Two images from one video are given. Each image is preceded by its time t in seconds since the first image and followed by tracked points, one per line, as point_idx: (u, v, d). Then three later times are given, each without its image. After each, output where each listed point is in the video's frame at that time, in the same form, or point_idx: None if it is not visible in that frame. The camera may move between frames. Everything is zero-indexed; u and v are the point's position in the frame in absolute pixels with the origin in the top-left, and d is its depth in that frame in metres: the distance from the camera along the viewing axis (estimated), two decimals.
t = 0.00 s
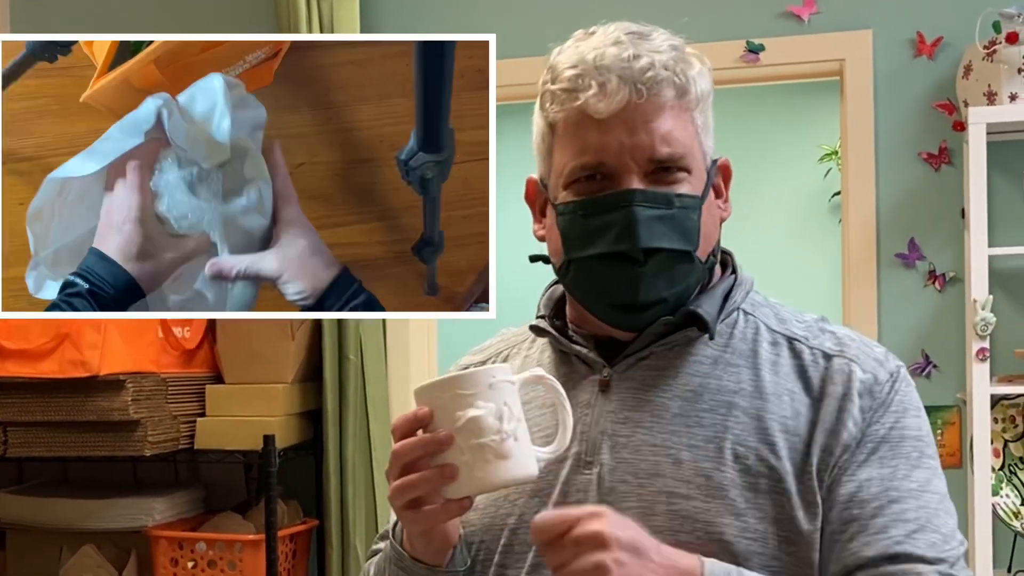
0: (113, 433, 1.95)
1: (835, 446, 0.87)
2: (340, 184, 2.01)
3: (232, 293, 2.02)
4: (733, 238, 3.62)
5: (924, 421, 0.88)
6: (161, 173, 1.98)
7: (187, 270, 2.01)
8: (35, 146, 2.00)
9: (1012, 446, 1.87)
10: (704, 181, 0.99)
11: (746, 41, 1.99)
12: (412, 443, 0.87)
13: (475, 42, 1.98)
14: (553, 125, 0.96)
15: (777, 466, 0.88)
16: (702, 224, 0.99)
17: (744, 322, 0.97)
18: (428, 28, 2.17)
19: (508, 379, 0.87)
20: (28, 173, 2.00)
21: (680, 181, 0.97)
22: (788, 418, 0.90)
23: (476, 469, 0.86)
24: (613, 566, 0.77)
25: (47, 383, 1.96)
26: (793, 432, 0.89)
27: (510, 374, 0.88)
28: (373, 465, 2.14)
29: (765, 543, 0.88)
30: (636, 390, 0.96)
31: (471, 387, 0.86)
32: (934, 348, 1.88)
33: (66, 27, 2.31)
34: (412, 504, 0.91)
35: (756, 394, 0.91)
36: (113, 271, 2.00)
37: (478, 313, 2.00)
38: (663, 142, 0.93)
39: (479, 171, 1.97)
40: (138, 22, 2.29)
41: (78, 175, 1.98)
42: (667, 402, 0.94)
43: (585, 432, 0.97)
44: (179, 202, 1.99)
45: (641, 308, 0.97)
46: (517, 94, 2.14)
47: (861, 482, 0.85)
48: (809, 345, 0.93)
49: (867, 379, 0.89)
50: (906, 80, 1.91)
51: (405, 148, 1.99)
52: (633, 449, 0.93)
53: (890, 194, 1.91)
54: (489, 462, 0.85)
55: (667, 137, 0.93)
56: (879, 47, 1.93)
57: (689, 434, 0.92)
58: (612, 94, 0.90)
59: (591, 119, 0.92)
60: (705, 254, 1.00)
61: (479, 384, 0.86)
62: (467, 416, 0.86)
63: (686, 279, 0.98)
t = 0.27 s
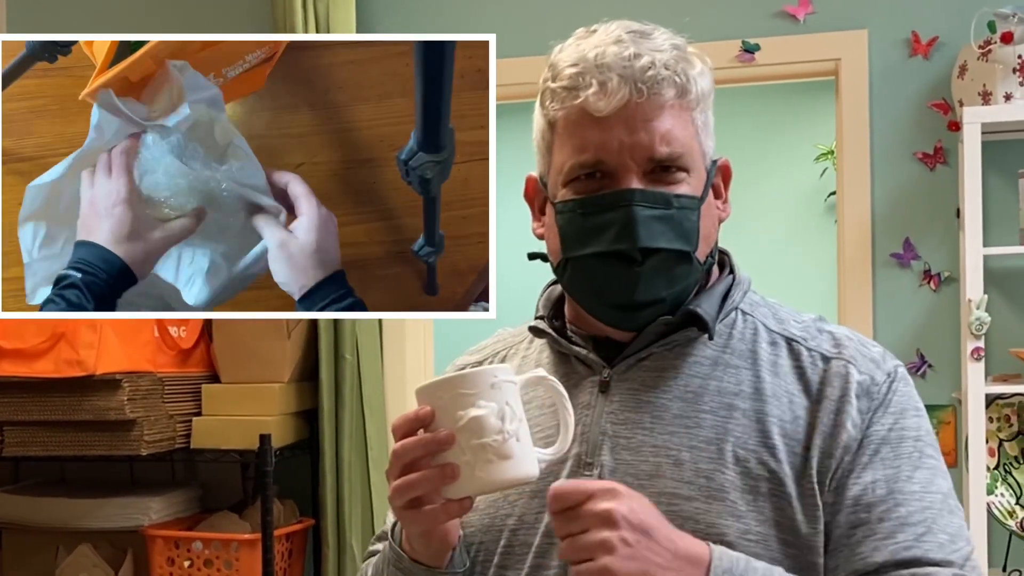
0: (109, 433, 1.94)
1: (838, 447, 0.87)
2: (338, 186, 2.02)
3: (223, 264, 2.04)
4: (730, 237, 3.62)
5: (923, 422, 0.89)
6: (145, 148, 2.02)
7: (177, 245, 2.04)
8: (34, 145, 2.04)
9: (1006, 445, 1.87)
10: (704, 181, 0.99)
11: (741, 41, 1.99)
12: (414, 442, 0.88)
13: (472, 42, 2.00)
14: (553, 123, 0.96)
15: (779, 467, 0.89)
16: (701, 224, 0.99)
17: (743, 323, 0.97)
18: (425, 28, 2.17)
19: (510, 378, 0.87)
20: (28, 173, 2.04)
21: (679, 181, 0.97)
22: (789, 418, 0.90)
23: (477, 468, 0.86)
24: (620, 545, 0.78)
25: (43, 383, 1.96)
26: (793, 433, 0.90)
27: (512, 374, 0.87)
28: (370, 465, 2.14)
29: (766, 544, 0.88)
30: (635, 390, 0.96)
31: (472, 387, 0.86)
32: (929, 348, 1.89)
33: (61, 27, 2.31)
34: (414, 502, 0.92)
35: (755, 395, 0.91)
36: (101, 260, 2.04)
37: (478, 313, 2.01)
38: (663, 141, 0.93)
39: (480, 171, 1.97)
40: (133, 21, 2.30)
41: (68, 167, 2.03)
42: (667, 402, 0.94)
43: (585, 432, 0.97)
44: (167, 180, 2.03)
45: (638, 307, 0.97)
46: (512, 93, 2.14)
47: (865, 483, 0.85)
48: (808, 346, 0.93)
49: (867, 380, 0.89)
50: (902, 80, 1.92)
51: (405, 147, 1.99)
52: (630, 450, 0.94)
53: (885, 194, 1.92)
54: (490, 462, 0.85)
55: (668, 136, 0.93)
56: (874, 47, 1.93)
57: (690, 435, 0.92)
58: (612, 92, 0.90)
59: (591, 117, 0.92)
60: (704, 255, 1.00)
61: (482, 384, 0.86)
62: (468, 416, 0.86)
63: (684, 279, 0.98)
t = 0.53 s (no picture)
0: (105, 433, 1.94)
1: (841, 446, 0.86)
2: (338, 185, 2.01)
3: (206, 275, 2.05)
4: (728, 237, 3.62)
5: (927, 423, 0.89)
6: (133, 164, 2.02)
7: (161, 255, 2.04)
8: (34, 146, 2.03)
9: (1002, 445, 1.88)
10: (703, 177, 0.99)
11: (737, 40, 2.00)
12: (408, 441, 0.88)
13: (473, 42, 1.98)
14: (551, 118, 0.96)
15: (781, 466, 0.88)
16: (700, 219, 0.98)
17: (744, 321, 0.97)
18: (423, 28, 2.17)
19: (505, 377, 0.87)
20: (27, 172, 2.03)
21: (677, 175, 0.96)
22: (792, 417, 0.90)
23: (471, 467, 0.86)
24: (623, 563, 0.78)
25: (38, 382, 1.95)
26: (796, 432, 0.89)
27: (507, 373, 0.87)
28: (366, 464, 2.14)
29: (767, 543, 0.88)
30: (635, 388, 0.96)
31: (466, 386, 0.86)
32: (924, 348, 1.89)
33: (56, 25, 2.31)
34: (410, 501, 0.92)
35: (758, 393, 0.91)
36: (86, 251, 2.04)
37: (478, 313, 2.01)
38: (661, 136, 0.93)
39: (479, 171, 1.97)
40: (127, 19, 2.29)
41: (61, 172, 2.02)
42: (667, 400, 0.94)
43: (584, 430, 0.97)
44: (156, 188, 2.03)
45: (636, 301, 0.96)
46: (509, 93, 2.14)
47: (870, 483, 0.85)
48: (811, 344, 0.93)
49: (870, 379, 0.89)
50: (898, 80, 1.92)
51: (405, 147, 1.98)
52: (629, 447, 0.94)
53: (881, 194, 1.92)
54: (484, 461, 0.85)
55: (666, 131, 0.92)
56: (870, 47, 1.93)
57: (691, 433, 0.92)
58: (610, 87, 0.90)
59: (590, 111, 0.92)
60: (704, 250, 1.00)
61: (475, 382, 0.86)
62: (462, 414, 0.86)
63: (683, 273, 0.97)
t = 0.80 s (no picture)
0: (103, 432, 1.94)
1: (843, 443, 0.86)
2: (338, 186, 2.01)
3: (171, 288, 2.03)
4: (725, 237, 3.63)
5: (934, 419, 0.88)
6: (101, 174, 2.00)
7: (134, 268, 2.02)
8: (34, 145, 2.01)
9: (999, 445, 1.88)
10: (700, 175, 0.98)
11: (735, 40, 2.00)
12: (394, 456, 0.88)
13: (471, 41, 1.98)
14: (546, 121, 0.97)
15: (782, 462, 0.89)
16: (697, 217, 0.97)
17: (748, 318, 0.98)
18: (421, 28, 2.17)
19: (492, 396, 0.87)
20: (28, 173, 2.01)
21: (673, 174, 0.96)
22: (794, 414, 0.90)
23: (455, 483, 0.86)
24: (626, 511, 0.79)
25: (35, 382, 1.95)
26: (797, 429, 0.89)
27: (495, 391, 0.87)
28: (363, 464, 2.14)
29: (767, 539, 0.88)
30: (637, 385, 0.97)
31: (451, 403, 0.86)
32: (921, 348, 1.89)
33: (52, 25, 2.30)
34: (398, 514, 0.92)
35: (758, 390, 0.92)
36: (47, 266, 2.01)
37: (477, 313, 2.01)
38: (655, 134, 0.92)
39: (478, 171, 1.97)
40: (125, 19, 2.29)
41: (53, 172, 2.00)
42: (668, 397, 0.95)
43: (588, 426, 0.99)
44: (132, 199, 2.01)
45: (633, 301, 0.96)
46: (508, 93, 2.14)
47: (873, 480, 0.84)
48: (814, 341, 0.93)
49: (874, 375, 0.89)
50: (895, 80, 1.92)
51: (406, 147, 1.98)
52: (631, 444, 0.95)
53: (878, 194, 1.92)
54: (467, 478, 0.86)
55: (659, 129, 0.92)
56: (868, 47, 1.94)
57: (692, 430, 0.93)
58: (601, 87, 0.91)
59: (582, 113, 0.93)
60: (702, 249, 0.99)
61: (460, 400, 0.86)
62: (445, 431, 0.86)
63: (681, 272, 0.96)
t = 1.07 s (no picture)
0: (100, 431, 1.94)
1: (843, 438, 0.86)
2: (337, 185, 2.01)
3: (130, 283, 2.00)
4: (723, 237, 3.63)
5: (935, 416, 0.88)
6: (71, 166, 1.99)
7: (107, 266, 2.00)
8: (34, 145, 2.01)
9: (997, 445, 1.88)
10: (699, 170, 0.98)
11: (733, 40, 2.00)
12: (397, 465, 0.88)
13: (471, 41, 1.97)
14: (544, 119, 0.97)
15: (782, 457, 0.89)
16: (695, 211, 0.97)
17: (750, 315, 0.98)
18: (421, 27, 2.17)
19: (495, 407, 0.87)
20: (27, 172, 2.01)
21: (670, 168, 0.96)
22: (795, 409, 0.90)
23: (456, 492, 0.87)
24: (625, 500, 0.79)
25: (32, 380, 1.94)
26: (798, 424, 0.89)
27: (499, 401, 0.87)
28: (361, 464, 2.14)
29: (766, 534, 0.88)
30: (639, 380, 0.97)
31: (454, 413, 0.86)
32: (919, 348, 1.89)
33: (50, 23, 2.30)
34: (404, 519, 0.92)
35: (760, 385, 0.92)
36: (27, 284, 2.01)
37: (477, 314, 2.00)
38: (650, 130, 0.92)
39: (479, 171, 1.96)
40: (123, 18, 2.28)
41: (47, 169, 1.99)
42: (669, 393, 0.95)
43: (590, 421, 0.99)
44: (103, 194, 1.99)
45: (630, 296, 0.96)
46: (507, 92, 2.14)
47: (873, 475, 0.84)
48: (817, 337, 0.93)
49: (876, 372, 0.89)
50: (893, 80, 1.92)
51: (406, 147, 1.98)
52: (631, 439, 0.95)
53: (876, 194, 1.92)
54: (469, 488, 0.86)
55: (655, 125, 0.92)
56: (865, 47, 1.94)
57: (693, 425, 0.93)
58: (596, 84, 0.91)
59: (578, 110, 0.93)
60: (701, 244, 0.99)
61: (463, 411, 0.86)
62: (447, 442, 0.87)
63: (679, 266, 0.96)
